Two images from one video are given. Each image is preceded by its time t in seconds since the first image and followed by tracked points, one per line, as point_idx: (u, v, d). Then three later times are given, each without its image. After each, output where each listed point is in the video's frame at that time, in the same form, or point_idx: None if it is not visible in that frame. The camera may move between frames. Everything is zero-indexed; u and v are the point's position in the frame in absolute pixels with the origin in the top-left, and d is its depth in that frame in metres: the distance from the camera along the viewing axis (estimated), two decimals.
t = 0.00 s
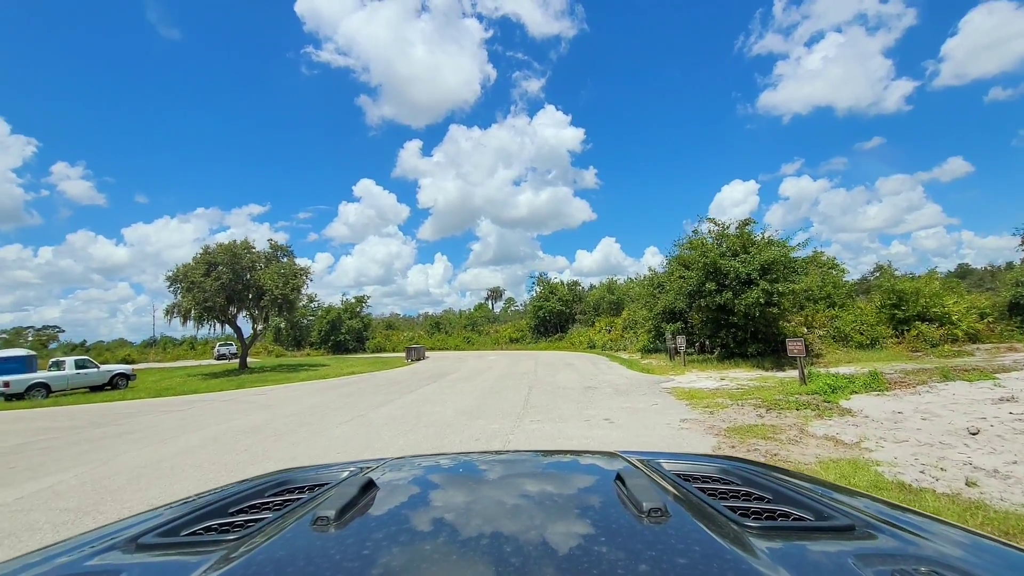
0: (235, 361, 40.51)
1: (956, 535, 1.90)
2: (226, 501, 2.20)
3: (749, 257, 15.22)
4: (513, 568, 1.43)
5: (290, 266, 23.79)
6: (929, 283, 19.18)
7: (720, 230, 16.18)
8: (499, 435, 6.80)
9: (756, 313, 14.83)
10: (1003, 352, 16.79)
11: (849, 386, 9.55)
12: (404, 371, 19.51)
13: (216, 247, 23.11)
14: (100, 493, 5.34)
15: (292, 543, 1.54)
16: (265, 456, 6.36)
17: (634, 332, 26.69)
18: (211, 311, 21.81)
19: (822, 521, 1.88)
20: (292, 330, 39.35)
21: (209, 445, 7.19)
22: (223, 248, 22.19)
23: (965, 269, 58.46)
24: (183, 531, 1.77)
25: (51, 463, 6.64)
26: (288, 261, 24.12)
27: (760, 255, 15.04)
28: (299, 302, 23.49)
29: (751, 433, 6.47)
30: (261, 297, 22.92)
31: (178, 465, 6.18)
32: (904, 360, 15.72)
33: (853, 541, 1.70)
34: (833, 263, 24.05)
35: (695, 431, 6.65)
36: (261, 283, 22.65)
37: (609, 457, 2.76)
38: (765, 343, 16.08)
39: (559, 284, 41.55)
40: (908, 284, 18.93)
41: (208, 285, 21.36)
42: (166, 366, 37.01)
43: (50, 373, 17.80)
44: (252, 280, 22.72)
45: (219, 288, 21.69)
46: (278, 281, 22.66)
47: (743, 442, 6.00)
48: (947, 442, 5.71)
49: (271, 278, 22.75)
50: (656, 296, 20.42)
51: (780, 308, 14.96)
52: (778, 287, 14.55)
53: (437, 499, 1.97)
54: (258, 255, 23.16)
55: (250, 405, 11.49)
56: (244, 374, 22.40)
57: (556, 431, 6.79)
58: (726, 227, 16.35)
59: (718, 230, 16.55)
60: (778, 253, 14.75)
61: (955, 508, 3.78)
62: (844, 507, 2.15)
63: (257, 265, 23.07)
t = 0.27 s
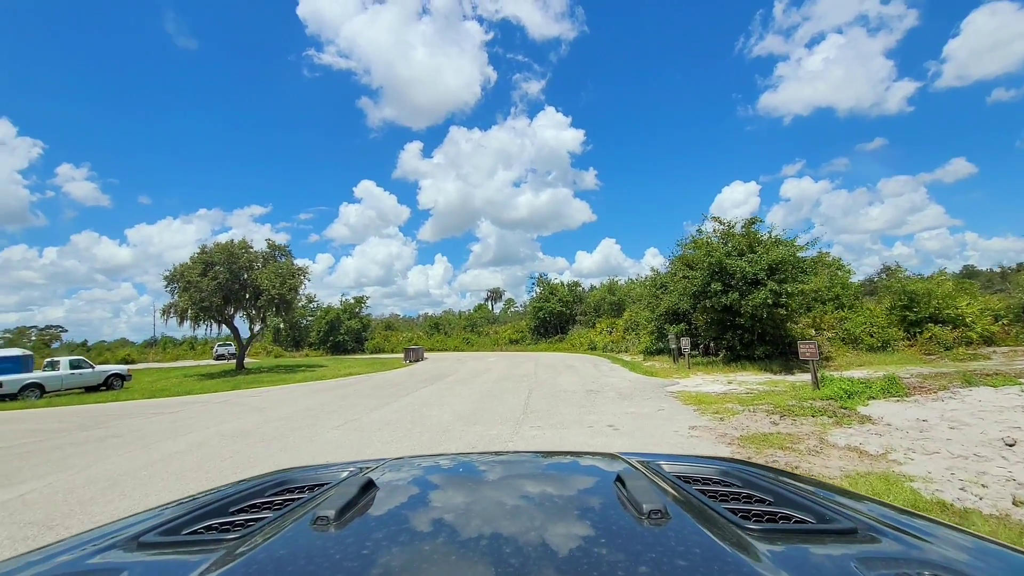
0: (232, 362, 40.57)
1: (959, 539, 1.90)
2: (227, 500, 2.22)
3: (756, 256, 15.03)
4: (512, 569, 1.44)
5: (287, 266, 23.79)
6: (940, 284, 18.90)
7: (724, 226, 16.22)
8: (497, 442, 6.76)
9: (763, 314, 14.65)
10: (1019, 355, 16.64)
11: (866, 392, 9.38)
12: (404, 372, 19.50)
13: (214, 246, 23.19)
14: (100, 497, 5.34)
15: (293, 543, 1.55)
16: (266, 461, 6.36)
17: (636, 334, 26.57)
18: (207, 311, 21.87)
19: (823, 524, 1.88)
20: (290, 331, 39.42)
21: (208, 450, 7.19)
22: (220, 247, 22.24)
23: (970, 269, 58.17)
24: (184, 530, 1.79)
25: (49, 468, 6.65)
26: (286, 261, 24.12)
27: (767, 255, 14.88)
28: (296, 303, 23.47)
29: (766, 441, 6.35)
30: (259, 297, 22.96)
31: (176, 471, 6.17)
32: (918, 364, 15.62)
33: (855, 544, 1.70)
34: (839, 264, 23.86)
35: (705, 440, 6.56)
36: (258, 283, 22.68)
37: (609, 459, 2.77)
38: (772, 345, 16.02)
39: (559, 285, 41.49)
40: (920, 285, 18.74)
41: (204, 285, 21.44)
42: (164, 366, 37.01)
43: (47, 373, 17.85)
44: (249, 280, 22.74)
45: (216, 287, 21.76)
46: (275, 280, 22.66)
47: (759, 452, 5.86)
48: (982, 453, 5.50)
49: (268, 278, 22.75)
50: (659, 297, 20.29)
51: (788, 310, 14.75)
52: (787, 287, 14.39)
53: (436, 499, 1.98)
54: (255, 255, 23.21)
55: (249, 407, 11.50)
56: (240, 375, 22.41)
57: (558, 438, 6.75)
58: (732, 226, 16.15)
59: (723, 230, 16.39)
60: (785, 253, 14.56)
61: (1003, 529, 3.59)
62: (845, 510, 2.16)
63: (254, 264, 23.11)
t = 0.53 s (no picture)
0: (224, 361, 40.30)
1: (954, 541, 1.89)
2: (218, 503, 2.17)
3: (758, 260, 15.17)
4: (509, 572, 1.40)
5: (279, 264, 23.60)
6: (941, 290, 19.10)
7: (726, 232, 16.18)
8: (494, 450, 6.70)
9: (766, 318, 14.80)
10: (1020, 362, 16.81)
11: (874, 399, 9.31)
12: (400, 373, 19.40)
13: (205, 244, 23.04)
14: (88, 501, 5.24)
15: (285, 547, 1.51)
16: (260, 464, 6.28)
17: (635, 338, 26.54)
18: (196, 309, 21.67)
19: (819, 526, 1.86)
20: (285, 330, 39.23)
21: (200, 453, 7.10)
22: (210, 244, 22.12)
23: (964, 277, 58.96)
24: (174, 534, 1.74)
25: (38, 471, 6.54)
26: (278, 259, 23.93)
27: (770, 258, 15.04)
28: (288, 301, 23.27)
29: (776, 453, 6.25)
30: (250, 295, 22.79)
31: (168, 476, 6.08)
32: (920, 369, 15.80)
33: (850, 546, 1.68)
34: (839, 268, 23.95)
35: (713, 449, 6.49)
36: (249, 281, 22.50)
37: (607, 461, 2.74)
38: (774, 350, 15.97)
39: (557, 287, 41.55)
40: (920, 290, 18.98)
41: (193, 282, 21.27)
42: (157, 364, 36.71)
43: (24, 372, 17.66)
44: (240, 278, 22.56)
45: (205, 285, 21.59)
46: (266, 278, 22.46)
47: (772, 463, 5.76)
48: (1004, 467, 5.39)
49: (259, 275, 22.55)
50: (660, 300, 20.32)
51: (791, 314, 14.83)
52: (790, 291, 14.53)
53: (433, 502, 1.95)
54: (247, 252, 23.05)
55: (244, 408, 11.40)
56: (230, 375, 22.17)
57: (558, 446, 6.69)
58: (735, 229, 16.25)
59: (725, 233, 16.50)
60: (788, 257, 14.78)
61: None
62: (841, 512, 2.14)
63: (245, 262, 22.94)
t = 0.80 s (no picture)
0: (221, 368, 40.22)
1: (954, 537, 1.89)
2: (220, 509, 2.18)
3: (762, 255, 15.07)
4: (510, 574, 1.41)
5: (273, 268, 23.65)
6: (949, 284, 19.08)
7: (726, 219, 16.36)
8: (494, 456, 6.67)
9: (772, 314, 14.61)
10: None
11: (890, 397, 9.16)
12: (400, 377, 19.36)
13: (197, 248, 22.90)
14: (86, 513, 5.21)
15: (286, 553, 1.51)
16: (261, 473, 6.26)
17: (636, 338, 26.49)
18: (189, 315, 21.55)
19: (818, 524, 1.87)
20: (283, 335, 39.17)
21: (200, 463, 7.07)
22: (202, 249, 21.99)
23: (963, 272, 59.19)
24: (176, 541, 1.75)
25: (37, 484, 6.50)
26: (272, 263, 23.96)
27: (774, 254, 14.94)
28: (282, 305, 23.32)
29: (795, 458, 6.04)
30: (244, 300, 22.74)
31: (167, 486, 6.05)
32: (930, 365, 15.80)
33: (850, 544, 1.69)
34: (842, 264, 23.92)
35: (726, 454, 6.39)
36: (242, 286, 22.45)
37: (608, 462, 2.74)
38: (780, 348, 15.90)
39: (556, 287, 41.56)
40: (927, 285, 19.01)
41: (186, 288, 21.15)
42: (155, 372, 36.60)
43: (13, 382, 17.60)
44: (233, 283, 22.48)
45: (198, 290, 21.46)
46: (260, 283, 22.50)
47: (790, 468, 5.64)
48: None
49: (253, 280, 22.59)
50: (661, 299, 20.30)
51: (796, 310, 14.70)
52: (795, 286, 14.37)
53: (434, 505, 1.95)
54: (240, 257, 22.96)
55: (243, 416, 11.37)
56: (224, 381, 22.07)
57: (560, 451, 6.66)
58: (738, 225, 16.14)
59: (727, 229, 16.42)
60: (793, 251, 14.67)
61: None
62: (841, 510, 2.15)
63: (238, 266, 22.86)
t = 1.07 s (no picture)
0: (218, 364, 40.20)
1: (952, 540, 1.89)
2: (218, 505, 2.18)
3: (769, 257, 14.84)
4: (507, 572, 1.41)
5: (268, 263, 23.65)
6: (959, 288, 18.99)
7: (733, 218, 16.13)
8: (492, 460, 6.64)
9: (778, 317, 14.47)
10: None
11: (906, 406, 9.03)
12: (399, 377, 19.33)
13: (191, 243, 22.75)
14: (79, 510, 5.20)
15: (285, 549, 1.52)
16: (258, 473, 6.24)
17: (637, 340, 26.44)
18: (183, 311, 21.41)
19: (816, 525, 1.87)
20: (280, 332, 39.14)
21: (197, 461, 7.06)
22: (197, 244, 21.89)
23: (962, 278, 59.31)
24: (174, 537, 1.75)
25: (33, 480, 6.48)
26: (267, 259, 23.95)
27: (781, 255, 14.72)
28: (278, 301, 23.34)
29: (814, 471, 5.68)
30: (239, 296, 22.73)
31: (164, 483, 6.04)
32: (940, 372, 15.77)
33: (846, 546, 1.69)
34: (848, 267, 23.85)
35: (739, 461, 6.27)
36: (238, 282, 22.44)
37: (606, 462, 2.75)
38: (785, 351, 15.89)
39: (556, 288, 41.57)
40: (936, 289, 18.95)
41: (180, 283, 21.01)
42: (152, 368, 36.53)
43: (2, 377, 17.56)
44: (228, 279, 22.43)
45: (192, 286, 21.34)
46: (256, 278, 22.50)
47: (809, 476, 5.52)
48: None
49: (249, 276, 22.58)
50: (663, 300, 20.31)
51: (803, 313, 14.54)
52: (803, 289, 14.23)
53: (432, 503, 1.95)
54: (235, 252, 22.91)
55: (241, 414, 11.36)
56: (217, 378, 22.00)
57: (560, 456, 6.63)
58: (744, 225, 15.89)
59: (733, 229, 16.20)
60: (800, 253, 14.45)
61: None
62: (839, 512, 2.15)
63: (233, 262, 22.80)
